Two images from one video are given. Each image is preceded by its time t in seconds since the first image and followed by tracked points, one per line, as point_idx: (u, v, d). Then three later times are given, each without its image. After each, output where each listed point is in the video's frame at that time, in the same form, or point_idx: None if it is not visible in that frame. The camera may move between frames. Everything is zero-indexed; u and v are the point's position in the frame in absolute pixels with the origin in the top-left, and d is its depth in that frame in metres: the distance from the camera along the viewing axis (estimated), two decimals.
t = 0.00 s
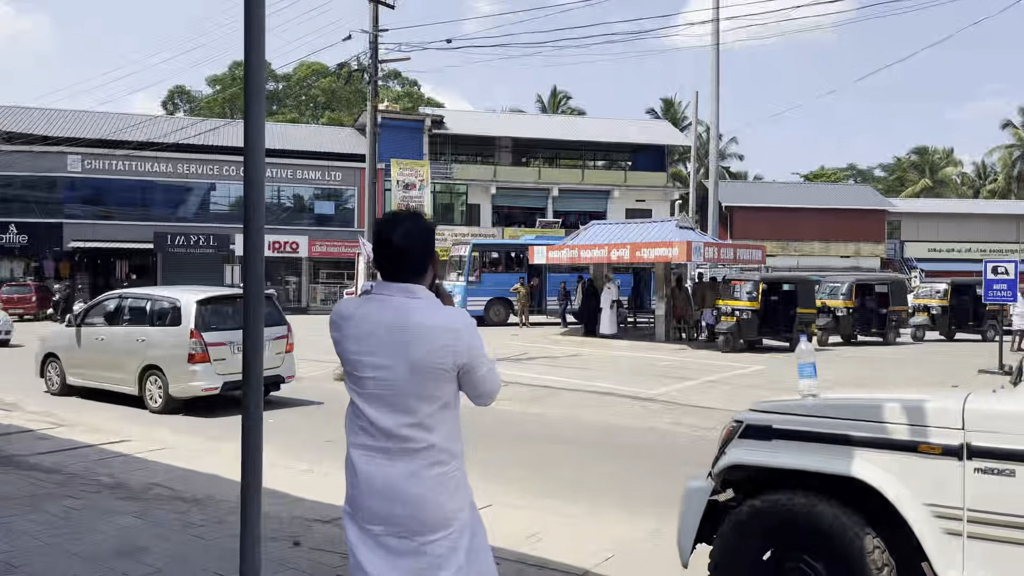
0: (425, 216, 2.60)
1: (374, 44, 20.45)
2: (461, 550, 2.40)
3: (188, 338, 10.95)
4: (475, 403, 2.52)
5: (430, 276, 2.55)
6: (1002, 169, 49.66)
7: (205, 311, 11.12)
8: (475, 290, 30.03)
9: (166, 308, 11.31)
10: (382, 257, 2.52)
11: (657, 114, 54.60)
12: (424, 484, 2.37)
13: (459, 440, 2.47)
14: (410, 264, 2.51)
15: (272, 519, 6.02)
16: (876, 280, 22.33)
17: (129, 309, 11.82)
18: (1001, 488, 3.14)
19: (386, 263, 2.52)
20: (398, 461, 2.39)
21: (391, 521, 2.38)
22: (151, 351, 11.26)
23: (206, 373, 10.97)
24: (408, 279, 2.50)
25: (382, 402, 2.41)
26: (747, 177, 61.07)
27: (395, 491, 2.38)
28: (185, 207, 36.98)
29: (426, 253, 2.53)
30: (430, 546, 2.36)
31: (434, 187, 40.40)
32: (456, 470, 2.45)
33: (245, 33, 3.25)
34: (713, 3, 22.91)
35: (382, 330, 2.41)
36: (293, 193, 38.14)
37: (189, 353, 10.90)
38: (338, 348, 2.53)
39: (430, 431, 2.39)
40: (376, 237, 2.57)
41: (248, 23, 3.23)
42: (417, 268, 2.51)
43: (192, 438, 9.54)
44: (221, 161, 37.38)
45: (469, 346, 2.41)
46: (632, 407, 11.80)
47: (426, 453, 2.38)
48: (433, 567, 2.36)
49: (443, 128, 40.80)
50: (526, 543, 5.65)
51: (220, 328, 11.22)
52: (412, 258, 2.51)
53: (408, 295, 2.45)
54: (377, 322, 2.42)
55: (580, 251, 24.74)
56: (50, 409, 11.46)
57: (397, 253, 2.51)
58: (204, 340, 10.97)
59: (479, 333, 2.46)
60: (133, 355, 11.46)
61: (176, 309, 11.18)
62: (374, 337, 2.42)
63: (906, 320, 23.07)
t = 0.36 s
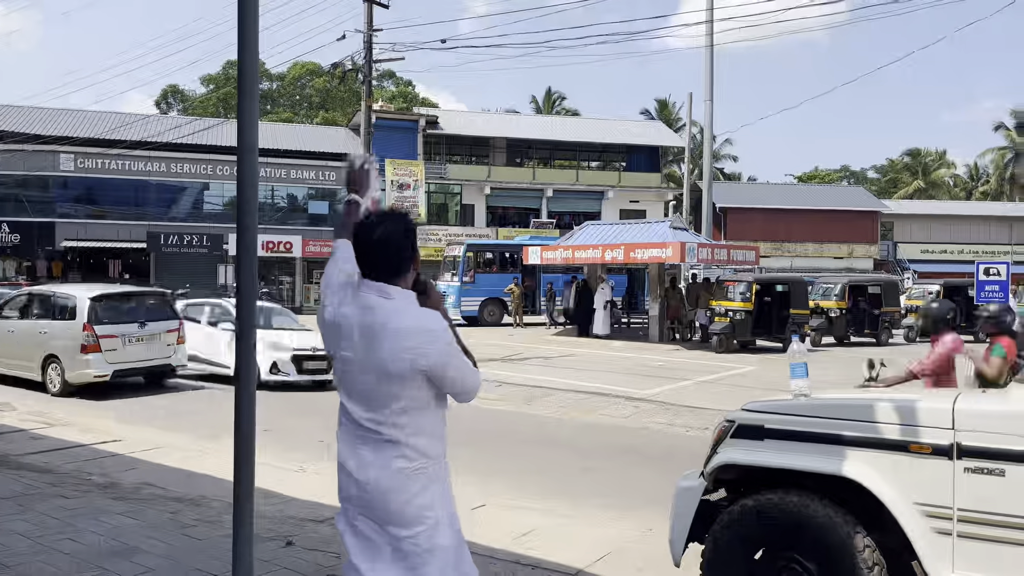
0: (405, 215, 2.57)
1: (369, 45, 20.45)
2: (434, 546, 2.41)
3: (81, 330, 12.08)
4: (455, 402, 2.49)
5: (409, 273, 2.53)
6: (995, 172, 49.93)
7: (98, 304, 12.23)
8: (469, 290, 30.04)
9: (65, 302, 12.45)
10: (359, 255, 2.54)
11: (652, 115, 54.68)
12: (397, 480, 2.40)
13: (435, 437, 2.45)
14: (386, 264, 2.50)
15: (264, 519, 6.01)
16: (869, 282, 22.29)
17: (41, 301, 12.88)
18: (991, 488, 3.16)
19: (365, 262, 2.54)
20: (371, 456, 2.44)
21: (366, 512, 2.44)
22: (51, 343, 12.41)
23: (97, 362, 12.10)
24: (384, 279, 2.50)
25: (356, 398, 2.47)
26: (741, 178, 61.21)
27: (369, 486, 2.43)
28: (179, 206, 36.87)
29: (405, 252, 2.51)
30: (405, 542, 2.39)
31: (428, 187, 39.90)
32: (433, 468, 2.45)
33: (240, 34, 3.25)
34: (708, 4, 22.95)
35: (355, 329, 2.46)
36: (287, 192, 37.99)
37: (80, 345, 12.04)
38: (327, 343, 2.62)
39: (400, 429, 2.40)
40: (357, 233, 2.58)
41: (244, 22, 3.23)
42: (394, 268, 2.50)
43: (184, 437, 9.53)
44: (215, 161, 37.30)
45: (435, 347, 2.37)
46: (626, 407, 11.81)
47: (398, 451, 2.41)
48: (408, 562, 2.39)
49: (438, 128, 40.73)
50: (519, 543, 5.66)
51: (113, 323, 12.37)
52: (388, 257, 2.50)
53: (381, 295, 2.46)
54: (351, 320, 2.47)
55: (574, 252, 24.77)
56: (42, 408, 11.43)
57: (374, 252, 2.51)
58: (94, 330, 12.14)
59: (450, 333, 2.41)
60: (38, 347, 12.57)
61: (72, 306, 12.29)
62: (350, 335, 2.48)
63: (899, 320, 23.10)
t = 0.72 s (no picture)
0: (390, 214, 2.57)
1: (360, 45, 20.44)
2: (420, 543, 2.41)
3: None
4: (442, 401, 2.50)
5: (396, 273, 2.53)
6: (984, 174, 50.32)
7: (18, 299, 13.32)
8: (460, 291, 30.01)
9: None
10: (345, 253, 2.55)
11: (643, 117, 54.80)
12: (384, 478, 2.41)
13: (420, 436, 2.46)
14: (372, 265, 2.51)
15: (253, 519, 6.00)
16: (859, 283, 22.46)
17: None
18: (975, 488, 3.19)
19: (352, 263, 2.54)
20: (357, 454, 2.44)
21: (352, 509, 2.45)
22: None
23: (15, 352, 13.26)
24: (370, 279, 2.51)
25: (341, 396, 2.48)
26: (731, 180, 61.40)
27: (355, 485, 2.44)
28: (169, 206, 36.70)
29: (392, 255, 2.52)
30: (392, 539, 2.40)
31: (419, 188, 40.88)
32: (420, 465, 2.45)
33: (229, 29, 3.19)
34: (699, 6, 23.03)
35: (340, 329, 2.46)
36: (277, 193, 37.95)
37: None
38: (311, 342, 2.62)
39: (386, 428, 2.41)
40: (343, 232, 2.59)
41: (232, 17, 3.18)
42: (381, 269, 2.51)
43: (173, 438, 9.49)
44: (205, 161, 37.16)
45: (421, 346, 2.38)
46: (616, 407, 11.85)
47: (384, 449, 2.41)
48: (394, 560, 2.40)
49: (430, 129, 40.69)
50: (507, 544, 5.66)
51: (29, 316, 13.46)
52: (374, 258, 2.50)
53: (367, 295, 2.46)
54: (336, 320, 2.47)
55: (566, 253, 24.80)
56: (30, 409, 11.36)
57: (359, 253, 2.51)
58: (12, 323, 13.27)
59: (437, 333, 2.42)
60: None
61: None
62: (334, 335, 2.48)
63: (888, 323, 23.19)
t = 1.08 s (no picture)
0: (375, 214, 2.57)
1: (347, 46, 20.41)
2: (401, 547, 2.40)
3: None
4: (424, 404, 2.49)
5: (380, 275, 2.54)
6: (967, 178, 50.86)
7: None
8: (447, 293, 30.00)
9: None
10: (328, 255, 2.55)
11: (630, 120, 54.99)
12: (364, 481, 2.40)
13: (399, 440, 2.46)
14: (357, 267, 2.50)
15: (236, 523, 5.96)
16: (844, 286, 22.63)
17: None
18: (954, 489, 3.21)
19: (336, 264, 2.53)
20: (336, 456, 2.44)
21: (332, 512, 2.43)
22: None
23: None
24: (353, 283, 2.50)
25: (321, 397, 2.47)
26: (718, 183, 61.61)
27: (334, 487, 2.43)
28: (154, 207, 36.46)
29: (377, 257, 2.52)
30: (370, 541, 2.39)
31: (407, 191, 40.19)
32: (400, 469, 2.45)
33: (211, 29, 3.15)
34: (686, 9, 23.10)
35: (321, 331, 2.45)
36: (264, 194, 37.79)
37: None
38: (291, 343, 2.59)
39: (365, 430, 2.40)
40: (327, 233, 2.58)
41: (214, 16, 3.14)
42: (366, 273, 2.51)
43: (155, 441, 9.43)
44: (191, 161, 36.93)
45: (401, 350, 2.37)
46: (602, 409, 11.89)
47: (364, 450, 2.41)
48: (373, 561, 2.39)
49: (418, 131, 40.65)
50: (491, 546, 5.65)
51: None
52: (359, 261, 2.50)
53: (350, 298, 2.46)
54: (317, 322, 2.46)
55: (553, 255, 24.80)
56: (10, 411, 11.25)
57: (343, 257, 2.51)
58: None
59: (419, 336, 2.42)
60: None
61: None
62: (315, 336, 2.46)
63: (872, 325, 23.34)
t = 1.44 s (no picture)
0: (357, 218, 2.55)
1: (332, 48, 20.36)
2: (380, 549, 2.39)
3: None
4: (403, 408, 2.48)
5: (361, 278, 2.53)
6: (949, 181, 51.35)
7: None
8: (433, 295, 30.00)
9: None
10: (309, 258, 2.53)
11: (616, 123, 55.17)
12: (342, 485, 2.39)
13: (379, 442, 2.45)
14: (339, 271, 2.49)
15: (218, 527, 5.91)
16: (828, 289, 22.74)
17: None
18: (934, 491, 3.23)
19: (317, 268, 2.52)
20: (316, 460, 2.42)
21: (310, 516, 2.42)
22: None
23: None
24: (334, 285, 2.48)
25: (301, 400, 2.45)
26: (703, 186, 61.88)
27: (313, 490, 2.41)
28: (137, 208, 36.21)
29: (358, 261, 2.51)
30: (349, 545, 2.38)
31: (393, 192, 40.44)
32: (380, 472, 2.44)
33: (193, 32, 3.14)
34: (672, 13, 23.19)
35: (301, 333, 2.43)
36: (249, 196, 37.63)
37: None
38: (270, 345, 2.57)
39: (344, 433, 2.39)
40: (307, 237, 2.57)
41: (195, 19, 3.12)
42: (348, 276, 2.50)
43: (137, 445, 9.35)
44: (175, 163, 36.73)
45: (382, 354, 2.37)
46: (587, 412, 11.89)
47: (343, 454, 2.39)
48: (352, 564, 2.38)
49: (403, 133, 40.66)
50: (475, 550, 5.64)
51: None
52: (340, 265, 2.49)
53: (331, 301, 2.44)
54: (296, 325, 2.44)
55: (539, 258, 24.80)
56: None
57: (325, 259, 2.50)
58: None
59: (399, 339, 2.42)
60: None
61: None
62: (294, 339, 2.45)
63: (856, 328, 23.47)
